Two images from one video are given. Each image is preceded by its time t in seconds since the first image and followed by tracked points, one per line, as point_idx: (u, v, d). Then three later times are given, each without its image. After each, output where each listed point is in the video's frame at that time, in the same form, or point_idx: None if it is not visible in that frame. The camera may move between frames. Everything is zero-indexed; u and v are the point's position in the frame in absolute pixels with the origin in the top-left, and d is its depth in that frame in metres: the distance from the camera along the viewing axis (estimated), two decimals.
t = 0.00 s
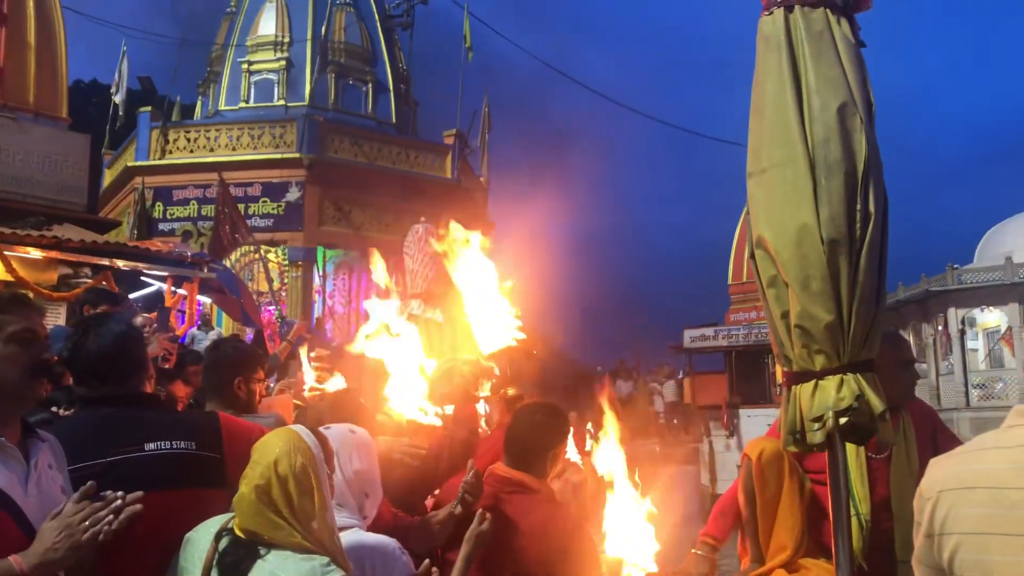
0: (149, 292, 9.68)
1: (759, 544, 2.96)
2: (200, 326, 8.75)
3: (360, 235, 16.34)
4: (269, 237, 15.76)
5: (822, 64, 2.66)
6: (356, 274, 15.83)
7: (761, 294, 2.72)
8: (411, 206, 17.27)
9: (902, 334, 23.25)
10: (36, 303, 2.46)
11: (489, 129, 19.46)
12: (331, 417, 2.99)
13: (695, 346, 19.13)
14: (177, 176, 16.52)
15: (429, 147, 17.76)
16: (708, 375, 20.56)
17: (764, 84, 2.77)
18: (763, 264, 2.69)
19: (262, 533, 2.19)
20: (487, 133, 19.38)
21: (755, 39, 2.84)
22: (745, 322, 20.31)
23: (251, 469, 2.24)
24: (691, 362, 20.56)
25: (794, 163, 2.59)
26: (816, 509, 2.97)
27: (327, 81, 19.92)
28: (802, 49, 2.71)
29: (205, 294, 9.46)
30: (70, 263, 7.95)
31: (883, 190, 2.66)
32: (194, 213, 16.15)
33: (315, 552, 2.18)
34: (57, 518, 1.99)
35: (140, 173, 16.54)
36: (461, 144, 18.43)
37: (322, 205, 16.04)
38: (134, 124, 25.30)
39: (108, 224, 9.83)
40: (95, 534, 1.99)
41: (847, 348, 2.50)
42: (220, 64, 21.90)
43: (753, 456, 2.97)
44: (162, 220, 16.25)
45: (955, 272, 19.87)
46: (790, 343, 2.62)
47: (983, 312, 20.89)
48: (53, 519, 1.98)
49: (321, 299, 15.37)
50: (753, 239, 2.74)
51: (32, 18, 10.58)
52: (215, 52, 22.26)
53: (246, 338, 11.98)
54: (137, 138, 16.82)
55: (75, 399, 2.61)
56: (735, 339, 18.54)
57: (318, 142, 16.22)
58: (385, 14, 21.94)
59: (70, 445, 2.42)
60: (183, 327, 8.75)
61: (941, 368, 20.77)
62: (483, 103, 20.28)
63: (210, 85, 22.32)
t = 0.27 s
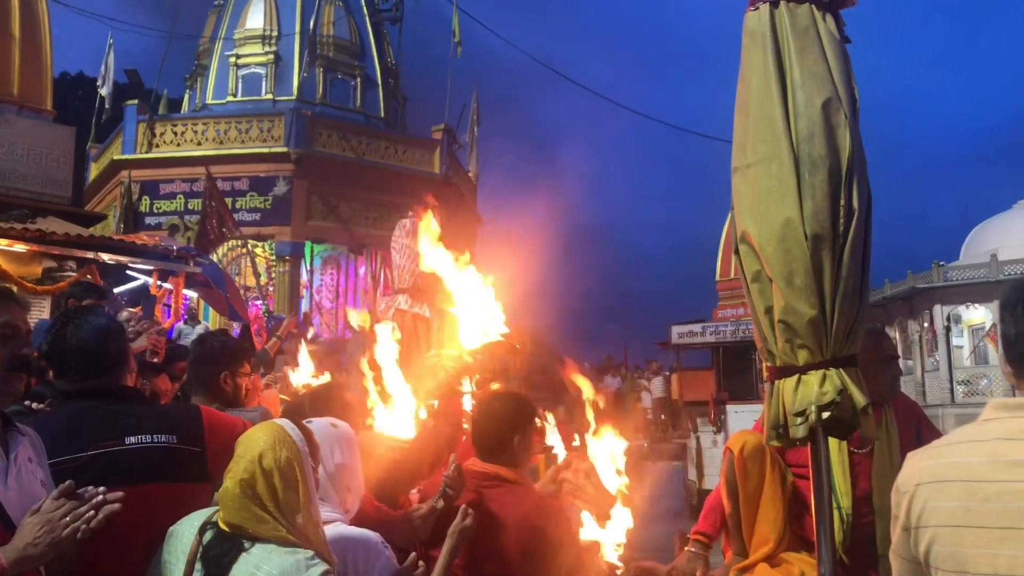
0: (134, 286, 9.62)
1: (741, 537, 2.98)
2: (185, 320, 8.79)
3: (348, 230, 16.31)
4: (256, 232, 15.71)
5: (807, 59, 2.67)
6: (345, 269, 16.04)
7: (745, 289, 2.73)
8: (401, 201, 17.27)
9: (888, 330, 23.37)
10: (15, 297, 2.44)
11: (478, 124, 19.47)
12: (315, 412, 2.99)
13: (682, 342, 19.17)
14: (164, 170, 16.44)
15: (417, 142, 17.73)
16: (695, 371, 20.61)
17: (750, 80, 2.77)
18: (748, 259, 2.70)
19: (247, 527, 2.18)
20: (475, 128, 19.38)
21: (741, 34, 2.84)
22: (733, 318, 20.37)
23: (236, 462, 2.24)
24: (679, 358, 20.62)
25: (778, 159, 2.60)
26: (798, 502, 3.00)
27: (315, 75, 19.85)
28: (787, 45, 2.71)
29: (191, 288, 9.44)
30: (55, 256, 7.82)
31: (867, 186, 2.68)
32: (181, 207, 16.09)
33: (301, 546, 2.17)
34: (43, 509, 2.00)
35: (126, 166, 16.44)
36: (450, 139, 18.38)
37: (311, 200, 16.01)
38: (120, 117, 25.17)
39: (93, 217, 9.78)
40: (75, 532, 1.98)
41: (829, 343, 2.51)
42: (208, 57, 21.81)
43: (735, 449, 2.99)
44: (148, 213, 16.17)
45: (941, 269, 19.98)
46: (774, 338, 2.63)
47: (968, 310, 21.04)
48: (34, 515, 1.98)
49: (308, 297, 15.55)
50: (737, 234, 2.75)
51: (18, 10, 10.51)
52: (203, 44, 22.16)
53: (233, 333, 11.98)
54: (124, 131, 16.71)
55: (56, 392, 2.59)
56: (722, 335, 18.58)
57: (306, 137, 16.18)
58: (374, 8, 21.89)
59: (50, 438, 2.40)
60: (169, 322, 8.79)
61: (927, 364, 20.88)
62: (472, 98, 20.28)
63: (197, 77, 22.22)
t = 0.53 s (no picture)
0: (122, 284, 9.59)
1: (733, 529, 2.99)
2: (175, 318, 8.74)
3: (337, 228, 16.30)
4: (245, 229, 15.66)
5: (793, 57, 2.68)
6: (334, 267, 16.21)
7: (733, 286, 2.73)
8: (391, 199, 17.26)
9: (876, 328, 23.50)
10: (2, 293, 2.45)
11: (468, 122, 19.48)
12: (301, 408, 2.99)
13: (672, 340, 19.20)
14: (152, 166, 16.36)
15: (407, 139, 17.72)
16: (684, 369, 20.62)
17: (737, 77, 2.78)
18: (734, 256, 2.70)
19: (235, 523, 2.19)
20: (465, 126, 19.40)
21: (727, 32, 2.85)
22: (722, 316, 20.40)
23: (223, 460, 2.24)
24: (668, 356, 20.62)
25: (764, 156, 2.61)
26: (786, 493, 3.02)
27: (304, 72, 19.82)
28: (774, 42, 2.72)
29: (180, 285, 9.42)
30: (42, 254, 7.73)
31: (853, 183, 2.69)
32: (169, 204, 16.02)
33: (288, 541, 2.17)
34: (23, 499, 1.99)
35: (114, 164, 16.34)
36: (440, 137, 18.36)
37: (300, 197, 15.98)
38: (108, 115, 25.02)
39: (79, 214, 9.73)
40: (57, 517, 1.96)
41: (815, 340, 2.52)
42: (196, 54, 21.75)
43: (723, 439, 3.01)
44: (136, 211, 16.08)
45: (929, 267, 20.10)
46: (761, 335, 2.63)
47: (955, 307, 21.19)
48: (16, 504, 1.99)
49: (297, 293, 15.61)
50: (724, 231, 2.75)
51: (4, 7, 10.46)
52: (191, 42, 22.10)
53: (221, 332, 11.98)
54: (112, 128, 16.62)
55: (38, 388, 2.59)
56: (712, 332, 18.61)
57: (295, 134, 16.14)
58: (363, 5, 21.87)
59: (32, 435, 2.40)
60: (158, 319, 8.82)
61: (915, 362, 20.99)
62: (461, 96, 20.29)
63: (186, 74, 22.15)
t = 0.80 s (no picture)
0: (107, 277, 9.54)
1: (715, 526, 3.00)
2: (159, 312, 8.72)
3: (325, 223, 16.27)
4: (232, 224, 15.61)
5: (779, 53, 2.69)
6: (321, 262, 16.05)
7: (717, 282, 2.74)
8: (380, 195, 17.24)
9: (862, 325, 23.64)
10: None
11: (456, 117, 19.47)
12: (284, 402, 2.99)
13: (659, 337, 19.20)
14: (138, 160, 16.27)
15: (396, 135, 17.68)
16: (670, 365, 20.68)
17: (723, 72, 2.78)
18: (719, 251, 2.71)
19: (218, 518, 2.18)
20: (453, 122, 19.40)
21: (714, 27, 2.85)
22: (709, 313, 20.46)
23: (206, 453, 2.23)
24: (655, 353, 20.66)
25: (750, 152, 2.61)
26: (768, 491, 3.04)
27: (292, 67, 19.75)
28: (760, 38, 2.73)
29: (163, 279, 9.39)
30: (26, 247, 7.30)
31: (837, 180, 2.70)
32: (155, 198, 15.93)
33: (272, 537, 2.17)
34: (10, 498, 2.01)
35: (99, 157, 16.24)
36: (429, 132, 18.24)
37: (287, 193, 15.93)
38: (93, 107, 24.85)
39: (61, 207, 9.66)
40: (46, 515, 1.98)
41: (799, 336, 2.53)
42: (183, 47, 21.64)
43: (707, 437, 3.02)
44: (122, 205, 15.99)
45: (915, 265, 20.23)
46: (745, 330, 2.64)
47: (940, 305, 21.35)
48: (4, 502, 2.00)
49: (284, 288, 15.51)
50: (709, 227, 2.76)
51: None
52: (178, 35, 21.97)
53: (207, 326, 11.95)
54: (98, 122, 16.51)
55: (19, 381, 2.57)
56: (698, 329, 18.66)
57: (283, 129, 16.12)
58: None
59: (12, 430, 2.39)
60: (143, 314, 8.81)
61: (900, 359, 21.13)
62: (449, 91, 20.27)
63: (172, 68, 22.03)
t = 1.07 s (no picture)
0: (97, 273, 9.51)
1: (707, 523, 3.01)
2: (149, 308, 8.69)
3: (316, 219, 16.23)
4: (223, 220, 15.55)
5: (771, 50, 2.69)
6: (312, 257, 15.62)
7: (709, 278, 2.75)
8: (372, 191, 17.20)
9: (853, 321, 23.77)
10: None
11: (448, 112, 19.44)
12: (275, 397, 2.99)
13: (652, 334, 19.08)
14: (129, 155, 16.19)
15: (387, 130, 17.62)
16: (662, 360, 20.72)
17: (715, 68, 2.78)
18: (711, 248, 2.71)
19: (205, 512, 2.17)
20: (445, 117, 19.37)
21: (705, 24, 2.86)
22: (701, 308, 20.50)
23: (193, 448, 2.22)
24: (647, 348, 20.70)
25: (742, 149, 2.61)
26: (760, 488, 3.05)
27: (283, 61, 19.68)
28: (751, 34, 2.73)
29: (153, 275, 9.36)
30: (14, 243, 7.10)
31: (829, 177, 2.70)
32: (145, 193, 15.85)
33: (259, 532, 2.17)
34: None
35: (89, 152, 16.14)
36: (421, 127, 18.16)
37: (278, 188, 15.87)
38: (83, 102, 24.69)
39: (49, 202, 9.61)
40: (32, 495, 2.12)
41: (790, 331, 2.54)
42: (173, 42, 21.52)
43: (700, 435, 3.02)
44: (112, 200, 15.91)
45: (906, 260, 20.34)
46: (736, 326, 2.65)
47: (930, 300, 21.49)
48: None
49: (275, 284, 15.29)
50: (701, 223, 2.76)
51: None
52: (168, 29, 21.85)
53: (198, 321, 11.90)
54: (87, 116, 16.41)
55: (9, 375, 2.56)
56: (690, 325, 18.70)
57: (274, 123, 16.07)
58: None
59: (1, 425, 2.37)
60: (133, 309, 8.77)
61: (891, 354, 21.25)
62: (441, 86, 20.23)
63: (162, 63, 21.91)
